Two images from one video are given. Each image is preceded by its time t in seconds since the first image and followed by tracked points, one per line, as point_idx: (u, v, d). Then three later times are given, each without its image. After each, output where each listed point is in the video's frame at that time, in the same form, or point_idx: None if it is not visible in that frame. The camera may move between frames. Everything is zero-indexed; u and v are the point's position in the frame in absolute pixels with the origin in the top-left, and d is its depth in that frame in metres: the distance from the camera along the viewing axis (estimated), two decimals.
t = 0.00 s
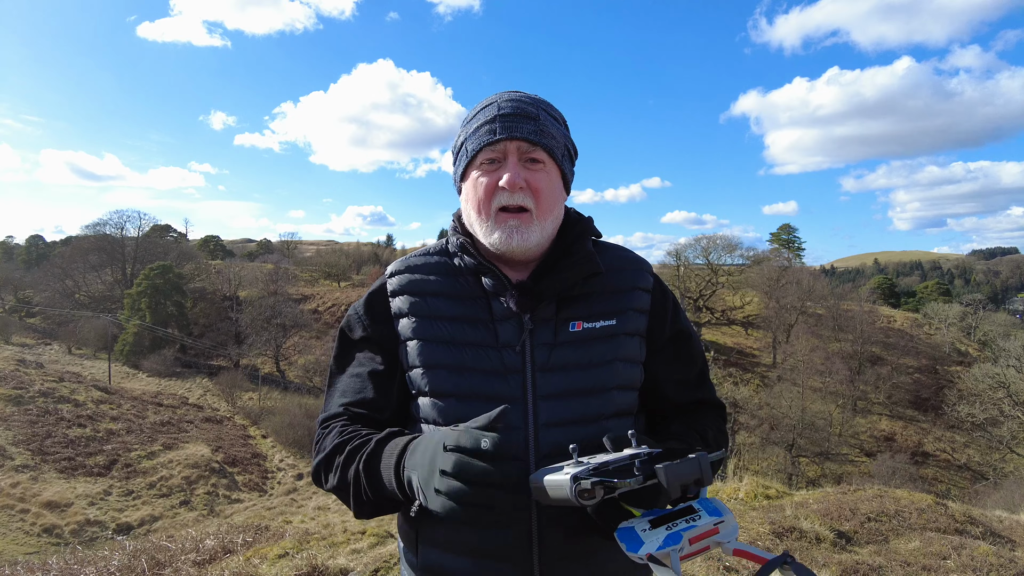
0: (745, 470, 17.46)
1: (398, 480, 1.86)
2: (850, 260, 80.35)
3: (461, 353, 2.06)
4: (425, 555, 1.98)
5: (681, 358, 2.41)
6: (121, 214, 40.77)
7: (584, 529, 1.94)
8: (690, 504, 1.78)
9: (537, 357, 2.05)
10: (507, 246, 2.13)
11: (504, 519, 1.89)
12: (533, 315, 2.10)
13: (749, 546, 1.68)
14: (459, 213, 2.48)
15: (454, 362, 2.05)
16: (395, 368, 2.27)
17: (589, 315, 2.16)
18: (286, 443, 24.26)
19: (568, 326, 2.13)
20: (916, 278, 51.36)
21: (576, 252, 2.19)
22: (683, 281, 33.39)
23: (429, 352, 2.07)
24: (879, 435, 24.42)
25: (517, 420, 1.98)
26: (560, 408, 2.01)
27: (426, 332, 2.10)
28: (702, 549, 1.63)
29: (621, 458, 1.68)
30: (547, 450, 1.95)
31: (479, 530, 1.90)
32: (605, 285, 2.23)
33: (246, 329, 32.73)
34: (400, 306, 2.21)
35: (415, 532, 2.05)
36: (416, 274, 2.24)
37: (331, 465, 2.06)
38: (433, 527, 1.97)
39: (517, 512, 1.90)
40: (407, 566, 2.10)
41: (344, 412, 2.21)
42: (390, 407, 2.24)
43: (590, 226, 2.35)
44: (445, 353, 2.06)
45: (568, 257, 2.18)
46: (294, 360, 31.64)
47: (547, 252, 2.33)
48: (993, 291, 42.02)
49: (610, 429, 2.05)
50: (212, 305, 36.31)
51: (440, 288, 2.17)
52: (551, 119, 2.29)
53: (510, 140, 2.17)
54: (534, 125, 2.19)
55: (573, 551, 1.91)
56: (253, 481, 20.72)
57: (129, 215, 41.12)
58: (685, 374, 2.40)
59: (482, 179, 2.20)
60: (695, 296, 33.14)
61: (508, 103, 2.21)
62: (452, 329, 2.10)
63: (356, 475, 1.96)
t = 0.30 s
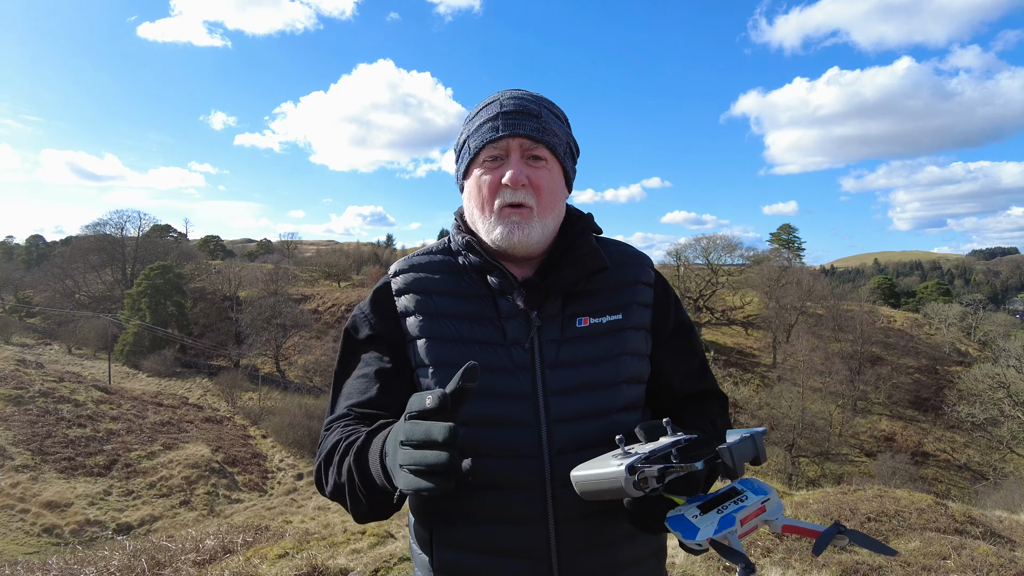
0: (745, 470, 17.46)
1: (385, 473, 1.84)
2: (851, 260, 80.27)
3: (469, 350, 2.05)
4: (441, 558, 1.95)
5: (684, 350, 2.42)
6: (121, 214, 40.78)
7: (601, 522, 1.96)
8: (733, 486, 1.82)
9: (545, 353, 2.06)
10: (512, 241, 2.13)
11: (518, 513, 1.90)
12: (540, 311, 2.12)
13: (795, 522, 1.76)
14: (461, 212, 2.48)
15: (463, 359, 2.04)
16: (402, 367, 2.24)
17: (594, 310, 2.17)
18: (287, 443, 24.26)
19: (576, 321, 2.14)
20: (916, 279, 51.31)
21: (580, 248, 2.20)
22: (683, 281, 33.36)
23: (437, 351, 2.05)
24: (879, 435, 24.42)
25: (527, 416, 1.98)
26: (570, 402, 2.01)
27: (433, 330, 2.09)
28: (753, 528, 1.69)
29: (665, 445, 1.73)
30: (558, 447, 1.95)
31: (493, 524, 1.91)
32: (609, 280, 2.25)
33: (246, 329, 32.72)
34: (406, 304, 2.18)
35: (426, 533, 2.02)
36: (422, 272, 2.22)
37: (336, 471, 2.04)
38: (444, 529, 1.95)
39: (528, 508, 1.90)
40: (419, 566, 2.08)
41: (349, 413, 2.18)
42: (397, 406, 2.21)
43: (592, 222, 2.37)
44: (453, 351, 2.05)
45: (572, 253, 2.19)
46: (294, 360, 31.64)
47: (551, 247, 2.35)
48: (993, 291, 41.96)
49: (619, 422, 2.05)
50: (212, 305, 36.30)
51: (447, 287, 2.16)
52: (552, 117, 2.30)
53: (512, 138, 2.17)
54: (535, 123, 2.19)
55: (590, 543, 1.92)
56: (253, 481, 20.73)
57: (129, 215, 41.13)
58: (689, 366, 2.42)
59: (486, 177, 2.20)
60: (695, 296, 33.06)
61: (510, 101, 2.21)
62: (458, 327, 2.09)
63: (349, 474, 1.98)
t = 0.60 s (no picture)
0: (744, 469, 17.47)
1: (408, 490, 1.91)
2: (851, 260, 80.33)
3: (490, 353, 2.06)
4: (469, 559, 2.01)
5: (715, 342, 2.33)
6: (121, 214, 40.78)
7: (625, 526, 1.90)
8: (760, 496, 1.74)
9: (567, 351, 2.04)
10: (528, 242, 2.13)
11: (543, 515, 1.90)
12: (559, 310, 2.10)
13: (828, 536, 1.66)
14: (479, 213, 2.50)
15: (484, 362, 2.06)
16: (425, 374, 2.27)
17: (616, 306, 2.13)
18: (287, 443, 24.27)
19: (597, 318, 2.11)
20: (916, 279, 51.34)
21: (598, 243, 2.17)
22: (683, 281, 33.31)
23: (459, 356, 2.09)
24: (879, 435, 24.41)
25: (551, 416, 1.97)
26: (594, 401, 1.98)
27: (454, 334, 2.12)
28: (779, 543, 1.61)
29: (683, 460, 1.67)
30: (584, 447, 1.93)
31: (520, 527, 1.93)
32: (630, 274, 2.21)
33: (246, 329, 32.72)
34: (427, 312, 2.23)
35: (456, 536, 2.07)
36: (442, 278, 2.26)
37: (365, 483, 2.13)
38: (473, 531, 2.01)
39: (553, 508, 1.90)
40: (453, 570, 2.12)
41: (379, 422, 2.28)
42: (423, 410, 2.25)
43: (610, 215, 2.33)
44: (473, 355, 2.07)
45: (591, 248, 2.17)
46: (294, 360, 31.65)
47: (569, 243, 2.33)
48: (993, 291, 41.98)
49: (646, 419, 2.01)
50: (212, 305, 36.29)
51: (465, 291, 2.19)
52: (562, 112, 2.27)
53: (522, 136, 2.16)
54: (544, 120, 2.18)
55: (618, 543, 1.88)
56: (253, 481, 20.73)
57: (129, 215, 41.14)
58: (721, 358, 2.33)
59: (498, 178, 2.20)
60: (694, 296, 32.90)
61: (518, 100, 2.21)
62: (479, 331, 2.11)
63: (377, 488, 2.06)
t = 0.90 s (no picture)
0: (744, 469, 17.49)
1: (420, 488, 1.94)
2: (851, 260, 80.28)
3: (510, 352, 2.08)
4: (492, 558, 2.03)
5: (743, 339, 2.29)
6: (121, 214, 40.79)
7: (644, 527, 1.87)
8: (768, 509, 1.71)
9: (588, 351, 2.03)
10: (545, 245, 2.14)
11: (565, 516, 1.90)
12: (579, 309, 2.10)
13: (837, 550, 1.66)
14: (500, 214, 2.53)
15: (504, 363, 2.08)
16: (450, 375, 2.29)
17: (637, 304, 2.12)
18: (287, 443, 24.26)
19: (617, 317, 2.10)
20: (916, 279, 51.36)
21: (616, 242, 2.15)
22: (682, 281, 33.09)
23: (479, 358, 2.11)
24: (879, 435, 24.40)
25: (573, 416, 1.96)
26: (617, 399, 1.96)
27: (476, 336, 2.15)
28: (787, 558, 1.59)
29: (683, 476, 1.66)
30: (605, 448, 1.91)
31: (541, 529, 1.93)
32: (651, 271, 2.19)
33: (246, 329, 32.75)
34: (449, 314, 2.26)
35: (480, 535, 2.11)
36: (464, 281, 2.30)
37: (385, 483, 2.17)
38: (495, 532, 2.04)
39: (574, 508, 1.89)
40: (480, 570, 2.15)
41: (403, 422, 2.32)
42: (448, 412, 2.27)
43: (631, 212, 2.31)
44: (494, 356, 2.09)
45: (609, 247, 2.16)
46: (294, 360, 31.67)
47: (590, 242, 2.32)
48: (993, 291, 41.99)
49: (671, 419, 1.98)
50: (212, 305, 36.30)
51: (486, 294, 2.22)
52: (578, 111, 2.26)
53: (535, 137, 2.17)
54: (558, 119, 2.16)
55: (640, 546, 1.86)
56: (253, 481, 20.75)
57: (129, 215, 41.16)
58: (751, 354, 2.27)
59: (514, 179, 2.22)
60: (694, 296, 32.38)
61: (533, 101, 2.21)
62: (501, 332, 2.13)
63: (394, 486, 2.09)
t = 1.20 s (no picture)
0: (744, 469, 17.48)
1: (406, 413, 1.77)
2: (851, 260, 80.32)
3: (508, 339, 2.01)
4: (482, 554, 1.91)
5: (728, 337, 2.34)
6: (121, 214, 40.79)
7: (644, 513, 1.90)
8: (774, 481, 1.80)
9: (586, 342, 2.03)
10: (541, 236, 2.13)
11: (562, 507, 1.86)
12: (577, 301, 2.10)
13: (843, 516, 1.75)
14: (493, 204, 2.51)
15: (502, 349, 2.00)
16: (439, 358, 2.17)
17: (633, 299, 2.14)
18: (287, 443, 24.27)
19: (614, 311, 2.10)
20: (917, 279, 51.36)
21: (615, 236, 2.18)
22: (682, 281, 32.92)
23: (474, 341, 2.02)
24: (879, 435, 24.39)
25: (571, 407, 1.93)
26: (614, 393, 1.96)
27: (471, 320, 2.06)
28: (795, 527, 1.68)
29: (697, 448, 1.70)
30: (604, 439, 1.91)
31: (536, 517, 1.87)
32: (647, 267, 2.22)
33: (246, 329, 32.75)
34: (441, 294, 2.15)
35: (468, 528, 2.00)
36: (456, 262, 2.21)
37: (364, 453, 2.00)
38: (486, 520, 1.93)
39: (570, 498, 1.85)
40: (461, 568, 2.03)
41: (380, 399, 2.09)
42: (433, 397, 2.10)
43: (625, 211, 2.34)
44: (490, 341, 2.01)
45: (607, 241, 2.18)
46: (294, 360, 31.67)
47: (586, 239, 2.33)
48: (993, 291, 42.00)
49: (664, 413, 2.01)
50: (212, 305, 36.29)
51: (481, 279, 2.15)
52: (585, 108, 2.27)
53: (540, 129, 2.16)
54: (565, 114, 2.17)
55: (638, 537, 1.87)
56: (253, 481, 20.75)
57: (129, 215, 41.16)
58: (736, 353, 2.32)
59: (515, 169, 2.19)
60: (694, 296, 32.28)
61: (541, 93, 2.20)
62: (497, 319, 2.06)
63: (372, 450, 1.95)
